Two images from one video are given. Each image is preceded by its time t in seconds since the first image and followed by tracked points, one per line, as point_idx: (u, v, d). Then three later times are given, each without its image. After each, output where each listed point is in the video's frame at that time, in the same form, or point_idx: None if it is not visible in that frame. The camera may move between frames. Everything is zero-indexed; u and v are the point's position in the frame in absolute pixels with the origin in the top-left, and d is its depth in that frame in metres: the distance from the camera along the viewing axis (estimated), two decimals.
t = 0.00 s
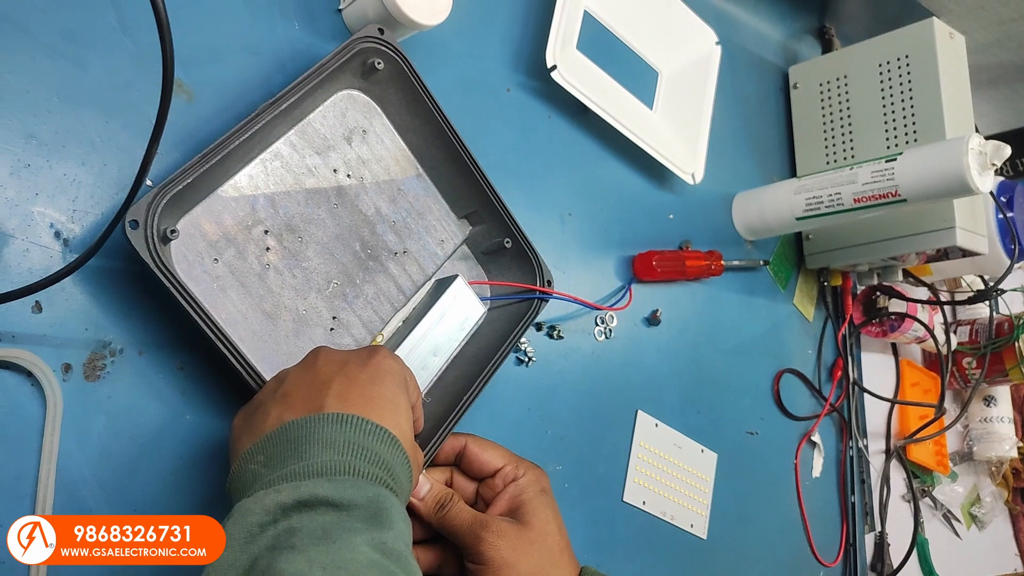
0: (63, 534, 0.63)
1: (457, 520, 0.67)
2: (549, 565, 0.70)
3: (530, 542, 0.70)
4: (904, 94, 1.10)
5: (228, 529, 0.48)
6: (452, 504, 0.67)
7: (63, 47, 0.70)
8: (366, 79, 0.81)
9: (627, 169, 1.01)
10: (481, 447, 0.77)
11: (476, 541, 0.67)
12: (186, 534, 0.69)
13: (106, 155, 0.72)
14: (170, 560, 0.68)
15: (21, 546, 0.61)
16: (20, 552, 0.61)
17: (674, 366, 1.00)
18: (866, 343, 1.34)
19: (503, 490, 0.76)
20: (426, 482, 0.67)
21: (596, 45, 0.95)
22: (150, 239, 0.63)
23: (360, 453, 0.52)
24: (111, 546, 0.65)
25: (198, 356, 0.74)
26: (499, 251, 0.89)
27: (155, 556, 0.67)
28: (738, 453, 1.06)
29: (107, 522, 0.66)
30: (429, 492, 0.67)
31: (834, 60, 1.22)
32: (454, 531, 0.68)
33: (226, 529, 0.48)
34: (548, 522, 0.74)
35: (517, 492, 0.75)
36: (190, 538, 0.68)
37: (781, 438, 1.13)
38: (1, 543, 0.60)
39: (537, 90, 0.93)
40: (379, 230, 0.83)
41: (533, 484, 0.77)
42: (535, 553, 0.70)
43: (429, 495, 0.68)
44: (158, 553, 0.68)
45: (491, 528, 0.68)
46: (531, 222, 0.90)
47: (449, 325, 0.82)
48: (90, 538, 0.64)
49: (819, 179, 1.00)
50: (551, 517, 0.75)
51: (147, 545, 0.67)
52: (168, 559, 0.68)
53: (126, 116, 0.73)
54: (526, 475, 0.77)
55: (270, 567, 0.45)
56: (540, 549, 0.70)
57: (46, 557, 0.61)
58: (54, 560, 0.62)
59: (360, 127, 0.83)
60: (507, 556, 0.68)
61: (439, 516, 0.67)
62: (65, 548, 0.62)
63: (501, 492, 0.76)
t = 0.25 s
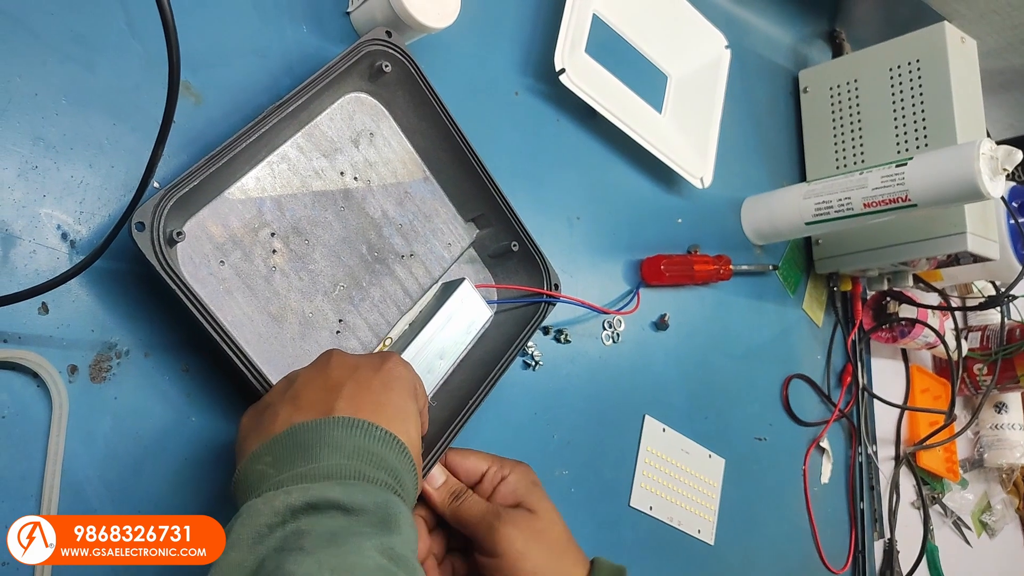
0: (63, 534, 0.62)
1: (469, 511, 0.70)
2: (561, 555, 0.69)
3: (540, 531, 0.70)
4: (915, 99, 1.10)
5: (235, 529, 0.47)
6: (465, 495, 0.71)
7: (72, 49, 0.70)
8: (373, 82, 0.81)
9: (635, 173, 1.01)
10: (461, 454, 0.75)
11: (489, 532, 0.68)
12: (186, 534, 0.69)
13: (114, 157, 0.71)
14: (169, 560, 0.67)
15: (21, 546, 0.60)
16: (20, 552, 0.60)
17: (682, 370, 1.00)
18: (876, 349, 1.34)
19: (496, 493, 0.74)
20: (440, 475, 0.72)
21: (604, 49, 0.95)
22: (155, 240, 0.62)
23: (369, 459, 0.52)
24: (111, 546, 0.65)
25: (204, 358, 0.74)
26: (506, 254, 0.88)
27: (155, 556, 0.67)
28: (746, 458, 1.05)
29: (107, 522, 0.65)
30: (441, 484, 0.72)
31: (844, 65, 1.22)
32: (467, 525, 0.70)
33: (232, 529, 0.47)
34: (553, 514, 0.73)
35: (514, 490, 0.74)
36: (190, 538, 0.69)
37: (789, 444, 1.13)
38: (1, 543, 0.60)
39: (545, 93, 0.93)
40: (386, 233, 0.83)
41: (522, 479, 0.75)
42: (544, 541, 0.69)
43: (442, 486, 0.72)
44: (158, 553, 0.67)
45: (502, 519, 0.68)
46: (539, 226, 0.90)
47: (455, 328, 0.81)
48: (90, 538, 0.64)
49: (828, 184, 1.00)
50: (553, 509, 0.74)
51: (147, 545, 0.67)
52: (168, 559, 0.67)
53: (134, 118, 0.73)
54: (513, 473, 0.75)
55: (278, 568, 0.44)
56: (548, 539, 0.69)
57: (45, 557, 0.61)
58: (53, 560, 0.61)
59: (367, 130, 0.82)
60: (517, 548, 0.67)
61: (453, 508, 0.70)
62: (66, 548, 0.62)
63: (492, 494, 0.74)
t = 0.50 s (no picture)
0: (63, 534, 0.62)
1: (469, 526, 0.68)
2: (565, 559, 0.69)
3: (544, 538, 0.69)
4: (923, 102, 1.09)
5: (238, 536, 0.47)
6: (460, 509, 0.69)
7: (77, 51, 0.70)
8: (378, 84, 0.81)
9: (641, 175, 1.01)
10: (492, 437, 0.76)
11: (492, 544, 0.66)
12: (186, 534, 0.69)
13: (119, 159, 0.71)
14: (170, 560, 0.67)
15: (21, 546, 0.60)
16: (20, 552, 0.60)
17: (688, 374, 0.99)
18: (884, 353, 1.33)
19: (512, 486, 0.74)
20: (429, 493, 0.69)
21: (610, 51, 0.95)
22: (159, 242, 0.62)
23: (375, 469, 0.52)
24: (111, 546, 0.65)
25: (208, 361, 0.74)
26: (512, 257, 0.88)
27: (155, 556, 0.67)
28: (752, 462, 1.05)
29: (107, 522, 0.65)
30: (434, 501, 0.70)
31: (852, 67, 1.21)
32: (468, 536, 0.68)
33: (236, 536, 0.47)
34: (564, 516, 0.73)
35: (527, 486, 0.74)
36: (190, 538, 0.69)
37: (795, 448, 1.12)
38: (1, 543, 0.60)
39: (551, 95, 0.93)
40: (390, 236, 0.82)
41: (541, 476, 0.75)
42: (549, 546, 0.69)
43: (436, 504, 0.70)
44: (158, 553, 0.67)
45: (507, 528, 0.67)
46: (545, 228, 0.90)
47: (460, 331, 0.81)
48: (90, 537, 0.64)
49: (835, 188, 0.99)
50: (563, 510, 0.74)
51: (147, 545, 0.66)
52: (168, 559, 0.67)
53: (140, 120, 0.73)
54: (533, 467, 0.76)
55: None
56: (557, 541, 0.70)
57: (45, 557, 0.61)
58: (54, 560, 0.61)
59: (371, 132, 0.82)
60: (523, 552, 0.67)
61: (451, 524, 0.68)
62: (65, 548, 0.62)
63: (511, 484, 0.75)
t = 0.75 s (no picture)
0: (63, 534, 0.61)
1: (482, 512, 0.68)
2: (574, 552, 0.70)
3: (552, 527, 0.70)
4: (931, 103, 1.08)
5: (239, 539, 0.46)
6: (475, 496, 0.69)
7: (80, 50, 0.70)
8: (383, 84, 0.80)
9: (646, 175, 1.00)
10: (475, 452, 0.74)
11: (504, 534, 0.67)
12: (186, 534, 0.68)
13: (122, 159, 0.71)
14: (170, 560, 0.67)
15: (21, 546, 0.60)
16: (20, 552, 0.60)
17: (693, 376, 0.99)
18: (891, 355, 1.32)
19: (511, 490, 0.73)
20: (448, 475, 0.69)
21: (616, 51, 0.94)
22: (162, 242, 0.62)
23: (377, 474, 0.51)
24: (111, 546, 0.64)
25: (211, 361, 0.73)
26: (516, 257, 0.87)
27: (155, 556, 0.66)
28: (757, 464, 1.04)
29: (107, 522, 0.65)
30: (452, 483, 0.70)
31: (859, 68, 1.21)
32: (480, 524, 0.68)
33: (236, 539, 0.46)
34: (566, 509, 0.73)
35: (524, 487, 0.73)
36: (190, 538, 0.68)
37: (800, 450, 1.11)
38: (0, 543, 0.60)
39: (556, 95, 0.92)
40: (394, 236, 0.82)
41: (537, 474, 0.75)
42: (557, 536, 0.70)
43: (452, 487, 0.69)
44: (158, 553, 0.66)
45: (517, 519, 0.68)
46: (549, 229, 0.89)
47: (464, 332, 0.80)
48: (90, 537, 0.63)
49: (842, 189, 0.99)
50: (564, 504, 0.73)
51: (147, 545, 0.66)
52: (168, 559, 0.67)
53: (143, 119, 0.73)
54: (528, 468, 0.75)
55: None
56: (564, 531, 0.70)
57: (45, 557, 0.60)
58: (54, 560, 0.61)
59: (375, 132, 0.82)
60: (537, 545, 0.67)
61: (464, 509, 0.68)
62: (65, 548, 0.61)
63: (509, 493, 0.73)
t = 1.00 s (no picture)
0: (63, 534, 0.61)
1: (472, 529, 0.66)
2: None
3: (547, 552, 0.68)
4: (938, 104, 1.08)
5: (243, 538, 0.46)
6: (467, 512, 0.66)
7: (84, 49, 0.69)
8: (387, 83, 0.80)
9: (651, 176, 1.00)
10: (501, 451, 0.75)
11: (488, 554, 0.65)
12: (187, 534, 0.68)
13: (126, 158, 0.71)
14: (170, 560, 0.66)
15: (21, 546, 0.60)
16: (21, 552, 0.60)
17: (698, 376, 0.98)
18: (897, 356, 1.32)
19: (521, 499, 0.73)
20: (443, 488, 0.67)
21: (621, 51, 0.94)
22: (166, 241, 0.61)
23: (382, 472, 0.51)
24: (111, 546, 0.64)
25: (214, 361, 0.73)
26: (521, 257, 0.87)
27: (155, 556, 0.66)
28: (762, 465, 1.04)
29: (108, 521, 0.64)
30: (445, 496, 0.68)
31: (865, 68, 1.21)
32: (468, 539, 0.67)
33: (241, 538, 0.46)
34: (569, 535, 0.70)
35: (535, 502, 0.72)
36: (190, 538, 0.68)
37: (806, 451, 1.11)
38: (1, 543, 0.59)
39: (561, 95, 0.92)
40: (398, 236, 0.81)
41: (554, 492, 0.74)
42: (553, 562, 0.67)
43: (446, 500, 0.67)
44: (159, 553, 0.66)
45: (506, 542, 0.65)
46: (554, 229, 0.89)
47: (468, 332, 0.80)
48: (91, 537, 0.63)
49: (848, 189, 0.99)
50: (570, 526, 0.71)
51: (147, 545, 0.65)
52: (168, 559, 0.66)
53: (147, 119, 0.72)
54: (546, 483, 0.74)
55: None
56: (556, 562, 0.67)
57: (46, 557, 0.60)
58: (55, 560, 0.60)
59: (379, 131, 0.81)
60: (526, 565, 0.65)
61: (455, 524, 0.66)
62: (66, 548, 0.61)
63: (520, 500, 0.73)
